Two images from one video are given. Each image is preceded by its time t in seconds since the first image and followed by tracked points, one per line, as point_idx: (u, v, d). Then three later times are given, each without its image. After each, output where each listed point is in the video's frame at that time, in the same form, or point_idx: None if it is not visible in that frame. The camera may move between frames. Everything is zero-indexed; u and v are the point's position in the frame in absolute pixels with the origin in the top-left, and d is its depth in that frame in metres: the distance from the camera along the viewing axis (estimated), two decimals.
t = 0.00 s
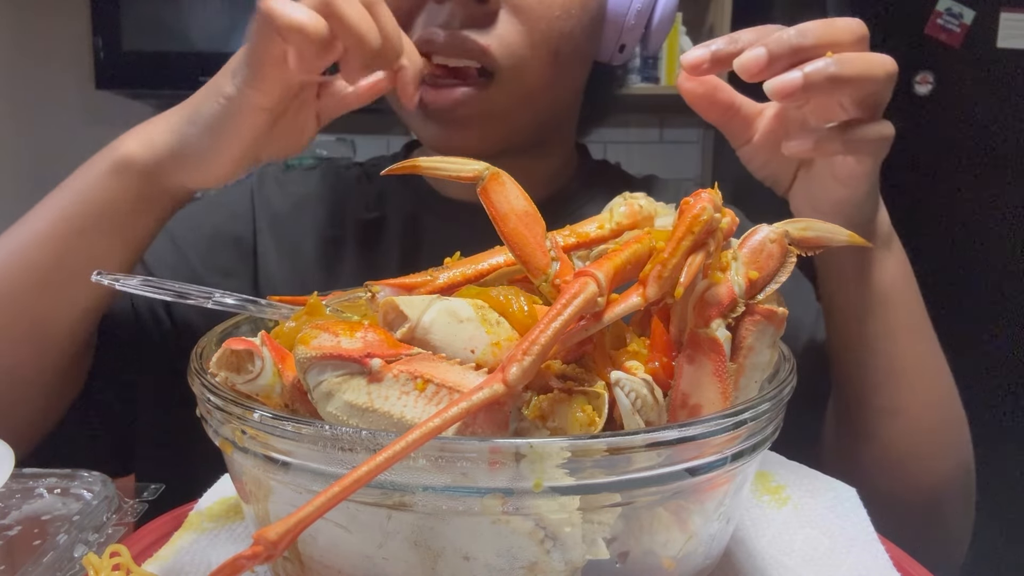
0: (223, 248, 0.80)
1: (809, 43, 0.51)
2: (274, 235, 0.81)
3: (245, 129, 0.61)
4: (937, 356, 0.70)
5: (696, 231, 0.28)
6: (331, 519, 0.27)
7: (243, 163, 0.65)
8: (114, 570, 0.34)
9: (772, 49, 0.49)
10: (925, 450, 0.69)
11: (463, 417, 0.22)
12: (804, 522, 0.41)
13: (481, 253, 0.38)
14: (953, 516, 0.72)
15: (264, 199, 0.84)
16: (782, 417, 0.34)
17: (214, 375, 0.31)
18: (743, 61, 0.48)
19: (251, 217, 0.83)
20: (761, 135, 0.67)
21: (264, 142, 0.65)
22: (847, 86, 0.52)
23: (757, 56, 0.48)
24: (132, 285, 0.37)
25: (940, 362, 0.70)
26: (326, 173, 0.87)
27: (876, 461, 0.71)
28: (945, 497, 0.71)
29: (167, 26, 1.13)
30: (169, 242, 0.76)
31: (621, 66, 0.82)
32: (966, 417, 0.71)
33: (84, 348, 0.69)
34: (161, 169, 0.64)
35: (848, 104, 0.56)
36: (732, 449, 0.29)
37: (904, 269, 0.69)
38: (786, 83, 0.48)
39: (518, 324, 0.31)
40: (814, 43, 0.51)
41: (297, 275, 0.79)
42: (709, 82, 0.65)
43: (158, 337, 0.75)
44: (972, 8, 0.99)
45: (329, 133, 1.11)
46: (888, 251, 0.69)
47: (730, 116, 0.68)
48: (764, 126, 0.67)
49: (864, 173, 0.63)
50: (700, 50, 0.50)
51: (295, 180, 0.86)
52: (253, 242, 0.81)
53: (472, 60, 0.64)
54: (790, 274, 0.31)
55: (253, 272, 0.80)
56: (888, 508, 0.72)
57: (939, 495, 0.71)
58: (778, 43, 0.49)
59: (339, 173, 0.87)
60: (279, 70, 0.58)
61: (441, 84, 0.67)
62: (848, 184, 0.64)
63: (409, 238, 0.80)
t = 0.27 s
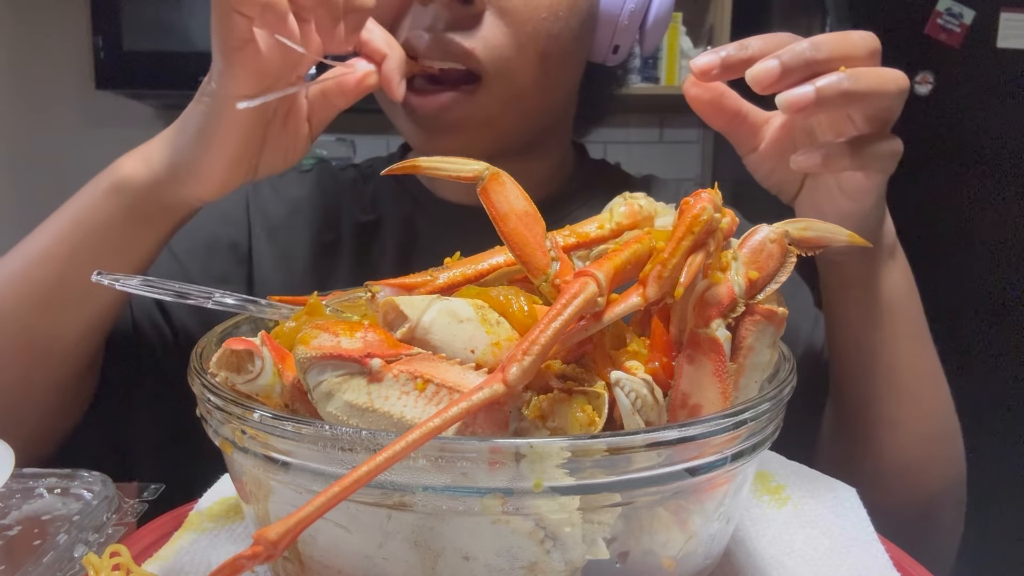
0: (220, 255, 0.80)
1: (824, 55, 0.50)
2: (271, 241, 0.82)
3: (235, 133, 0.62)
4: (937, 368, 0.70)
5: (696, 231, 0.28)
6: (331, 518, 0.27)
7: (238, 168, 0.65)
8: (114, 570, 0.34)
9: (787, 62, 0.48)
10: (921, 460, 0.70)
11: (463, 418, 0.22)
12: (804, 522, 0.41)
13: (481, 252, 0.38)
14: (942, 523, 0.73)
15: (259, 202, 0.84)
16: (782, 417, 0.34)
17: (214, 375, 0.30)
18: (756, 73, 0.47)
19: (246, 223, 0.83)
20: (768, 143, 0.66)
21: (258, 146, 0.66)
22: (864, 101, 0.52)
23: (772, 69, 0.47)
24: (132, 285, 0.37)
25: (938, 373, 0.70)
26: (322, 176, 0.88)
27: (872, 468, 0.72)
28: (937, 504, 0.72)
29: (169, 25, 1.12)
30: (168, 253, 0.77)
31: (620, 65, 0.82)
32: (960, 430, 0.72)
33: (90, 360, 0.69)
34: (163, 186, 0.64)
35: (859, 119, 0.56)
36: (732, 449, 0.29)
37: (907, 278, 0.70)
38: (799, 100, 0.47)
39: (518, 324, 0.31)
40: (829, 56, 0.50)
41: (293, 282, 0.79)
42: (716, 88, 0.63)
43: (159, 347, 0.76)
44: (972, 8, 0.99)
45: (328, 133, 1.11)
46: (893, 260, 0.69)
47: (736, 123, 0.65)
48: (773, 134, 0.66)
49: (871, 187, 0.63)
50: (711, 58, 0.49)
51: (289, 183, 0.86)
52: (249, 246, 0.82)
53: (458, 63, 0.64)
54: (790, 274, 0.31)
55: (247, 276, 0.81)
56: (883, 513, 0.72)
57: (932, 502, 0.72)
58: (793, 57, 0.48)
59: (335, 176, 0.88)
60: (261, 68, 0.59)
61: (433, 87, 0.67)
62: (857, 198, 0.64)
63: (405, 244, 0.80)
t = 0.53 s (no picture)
0: (219, 259, 0.80)
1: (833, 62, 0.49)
2: (269, 244, 0.82)
3: (234, 136, 0.62)
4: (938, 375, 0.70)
5: (696, 231, 0.28)
6: (331, 519, 0.27)
7: (240, 172, 0.65)
8: (114, 570, 0.34)
9: (798, 68, 0.47)
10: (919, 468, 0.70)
11: (463, 417, 0.22)
12: (804, 521, 0.41)
13: (481, 252, 0.38)
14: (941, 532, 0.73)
15: (256, 204, 0.84)
16: (781, 417, 0.34)
17: (214, 375, 0.30)
18: (765, 78, 0.46)
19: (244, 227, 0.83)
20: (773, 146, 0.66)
21: (260, 146, 0.66)
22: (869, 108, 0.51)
23: (781, 74, 0.47)
24: (132, 284, 0.37)
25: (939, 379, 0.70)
26: (318, 178, 0.87)
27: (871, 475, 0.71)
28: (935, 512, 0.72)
29: (168, 25, 1.11)
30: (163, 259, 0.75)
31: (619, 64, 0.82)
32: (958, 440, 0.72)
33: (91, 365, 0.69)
34: (166, 189, 0.64)
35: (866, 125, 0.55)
36: (732, 449, 0.29)
37: (911, 285, 0.70)
38: (809, 106, 0.47)
39: (518, 323, 0.31)
40: (839, 63, 0.50)
41: (291, 286, 0.79)
42: (721, 91, 0.63)
43: (160, 350, 0.75)
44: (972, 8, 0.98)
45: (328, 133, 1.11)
46: (897, 265, 0.69)
47: (741, 126, 0.66)
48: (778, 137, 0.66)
49: (879, 195, 0.62)
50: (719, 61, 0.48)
51: (285, 185, 0.86)
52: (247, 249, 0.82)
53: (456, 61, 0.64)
54: (790, 273, 0.31)
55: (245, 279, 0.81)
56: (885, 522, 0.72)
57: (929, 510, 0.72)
58: (804, 62, 0.48)
59: (331, 178, 0.88)
60: (254, 71, 0.59)
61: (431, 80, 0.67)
62: (865, 207, 0.63)
63: (404, 244, 0.80)
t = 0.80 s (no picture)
0: (215, 261, 0.79)
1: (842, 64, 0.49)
2: (265, 246, 0.82)
3: (219, 150, 0.62)
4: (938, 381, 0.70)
5: (696, 231, 0.28)
6: (331, 518, 0.27)
7: (225, 182, 0.64)
8: (114, 570, 0.34)
9: (807, 69, 0.47)
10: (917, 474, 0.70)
11: (463, 417, 0.22)
12: (803, 522, 0.41)
13: (481, 252, 0.38)
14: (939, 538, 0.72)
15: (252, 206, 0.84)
16: (781, 417, 0.34)
17: (214, 375, 0.31)
18: (775, 79, 0.46)
19: (240, 228, 0.83)
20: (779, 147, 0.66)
21: (245, 154, 0.65)
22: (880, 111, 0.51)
23: (791, 75, 0.46)
24: (132, 284, 0.37)
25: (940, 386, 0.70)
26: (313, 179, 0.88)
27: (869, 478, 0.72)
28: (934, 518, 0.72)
29: (167, 25, 1.11)
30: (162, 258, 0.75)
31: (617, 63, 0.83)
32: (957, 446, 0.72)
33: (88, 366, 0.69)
34: (148, 198, 0.63)
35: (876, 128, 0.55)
36: (732, 450, 0.29)
37: (914, 290, 0.70)
38: (818, 107, 0.47)
39: (518, 323, 0.31)
40: (848, 64, 0.49)
41: (290, 288, 0.80)
42: (728, 91, 0.63)
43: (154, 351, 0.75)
44: (972, 8, 0.98)
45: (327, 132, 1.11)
46: (900, 269, 0.69)
47: (748, 127, 0.65)
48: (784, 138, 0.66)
49: (885, 200, 0.62)
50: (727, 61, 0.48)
51: (281, 187, 0.86)
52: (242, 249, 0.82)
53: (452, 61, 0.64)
54: (791, 273, 0.31)
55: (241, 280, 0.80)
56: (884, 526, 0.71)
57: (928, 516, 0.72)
58: (813, 63, 0.47)
59: (327, 178, 0.88)
60: (236, 86, 0.58)
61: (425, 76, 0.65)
62: (868, 210, 0.63)
63: (401, 243, 0.80)
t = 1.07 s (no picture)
0: (209, 262, 0.79)
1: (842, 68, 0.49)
2: (262, 247, 0.82)
3: (202, 136, 0.61)
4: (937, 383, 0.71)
5: (696, 231, 0.28)
6: (331, 519, 0.27)
7: (209, 176, 0.63)
8: (114, 570, 0.34)
9: (806, 74, 0.47)
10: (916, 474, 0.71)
11: (463, 417, 0.22)
12: (804, 521, 0.41)
13: (481, 253, 0.38)
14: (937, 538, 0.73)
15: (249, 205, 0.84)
16: (781, 417, 0.34)
17: (214, 375, 0.31)
18: (773, 84, 0.46)
19: (237, 227, 0.83)
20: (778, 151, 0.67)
21: (229, 148, 0.64)
22: (879, 117, 0.51)
23: (790, 80, 0.46)
24: (132, 284, 0.38)
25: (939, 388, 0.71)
26: (311, 177, 0.87)
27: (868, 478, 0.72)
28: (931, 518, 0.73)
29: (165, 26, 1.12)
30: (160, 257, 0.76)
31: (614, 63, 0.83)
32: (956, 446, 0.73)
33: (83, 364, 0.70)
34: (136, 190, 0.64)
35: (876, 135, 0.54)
36: (732, 449, 0.29)
37: (914, 292, 0.70)
38: (816, 113, 0.47)
39: (518, 324, 0.31)
40: (848, 69, 0.50)
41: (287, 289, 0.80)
42: (727, 95, 0.62)
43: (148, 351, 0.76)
44: (971, 8, 1.00)
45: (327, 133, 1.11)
46: (900, 272, 0.69)
47: (748, 130, 0.65)
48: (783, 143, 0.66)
49: (885, 203, 0.62)
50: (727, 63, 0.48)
51: (278, 186, 0.85)
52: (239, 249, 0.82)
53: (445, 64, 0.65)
54: (790, 273, 0.31)
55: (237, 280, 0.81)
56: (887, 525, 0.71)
57: (927, 515, 0.72)
58: (812, 68, 0.48)
59: (327, 176, 0.87)
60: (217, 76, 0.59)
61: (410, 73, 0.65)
62: (869, 213, 0.63)
63: (397, 244, 0.81)
